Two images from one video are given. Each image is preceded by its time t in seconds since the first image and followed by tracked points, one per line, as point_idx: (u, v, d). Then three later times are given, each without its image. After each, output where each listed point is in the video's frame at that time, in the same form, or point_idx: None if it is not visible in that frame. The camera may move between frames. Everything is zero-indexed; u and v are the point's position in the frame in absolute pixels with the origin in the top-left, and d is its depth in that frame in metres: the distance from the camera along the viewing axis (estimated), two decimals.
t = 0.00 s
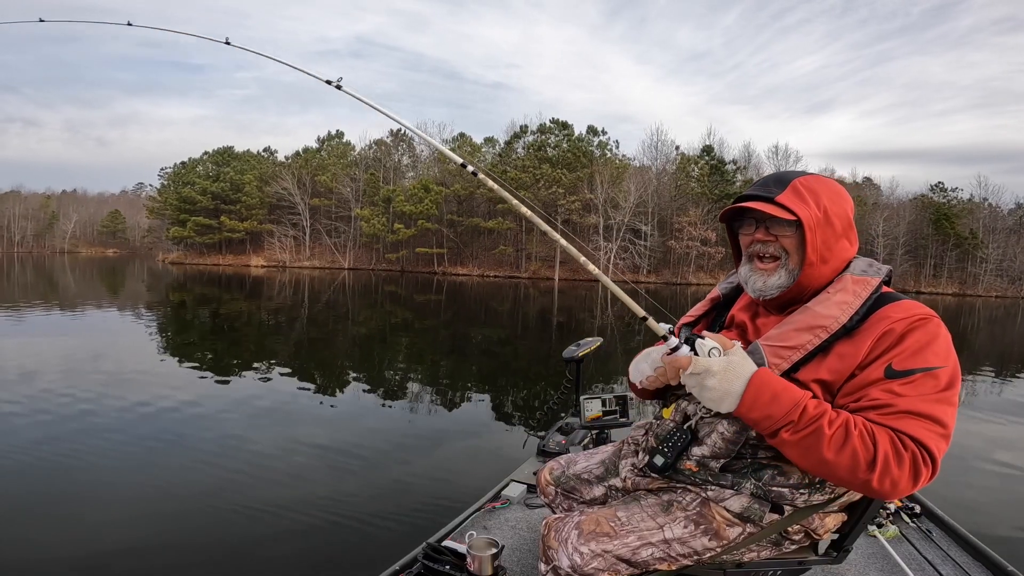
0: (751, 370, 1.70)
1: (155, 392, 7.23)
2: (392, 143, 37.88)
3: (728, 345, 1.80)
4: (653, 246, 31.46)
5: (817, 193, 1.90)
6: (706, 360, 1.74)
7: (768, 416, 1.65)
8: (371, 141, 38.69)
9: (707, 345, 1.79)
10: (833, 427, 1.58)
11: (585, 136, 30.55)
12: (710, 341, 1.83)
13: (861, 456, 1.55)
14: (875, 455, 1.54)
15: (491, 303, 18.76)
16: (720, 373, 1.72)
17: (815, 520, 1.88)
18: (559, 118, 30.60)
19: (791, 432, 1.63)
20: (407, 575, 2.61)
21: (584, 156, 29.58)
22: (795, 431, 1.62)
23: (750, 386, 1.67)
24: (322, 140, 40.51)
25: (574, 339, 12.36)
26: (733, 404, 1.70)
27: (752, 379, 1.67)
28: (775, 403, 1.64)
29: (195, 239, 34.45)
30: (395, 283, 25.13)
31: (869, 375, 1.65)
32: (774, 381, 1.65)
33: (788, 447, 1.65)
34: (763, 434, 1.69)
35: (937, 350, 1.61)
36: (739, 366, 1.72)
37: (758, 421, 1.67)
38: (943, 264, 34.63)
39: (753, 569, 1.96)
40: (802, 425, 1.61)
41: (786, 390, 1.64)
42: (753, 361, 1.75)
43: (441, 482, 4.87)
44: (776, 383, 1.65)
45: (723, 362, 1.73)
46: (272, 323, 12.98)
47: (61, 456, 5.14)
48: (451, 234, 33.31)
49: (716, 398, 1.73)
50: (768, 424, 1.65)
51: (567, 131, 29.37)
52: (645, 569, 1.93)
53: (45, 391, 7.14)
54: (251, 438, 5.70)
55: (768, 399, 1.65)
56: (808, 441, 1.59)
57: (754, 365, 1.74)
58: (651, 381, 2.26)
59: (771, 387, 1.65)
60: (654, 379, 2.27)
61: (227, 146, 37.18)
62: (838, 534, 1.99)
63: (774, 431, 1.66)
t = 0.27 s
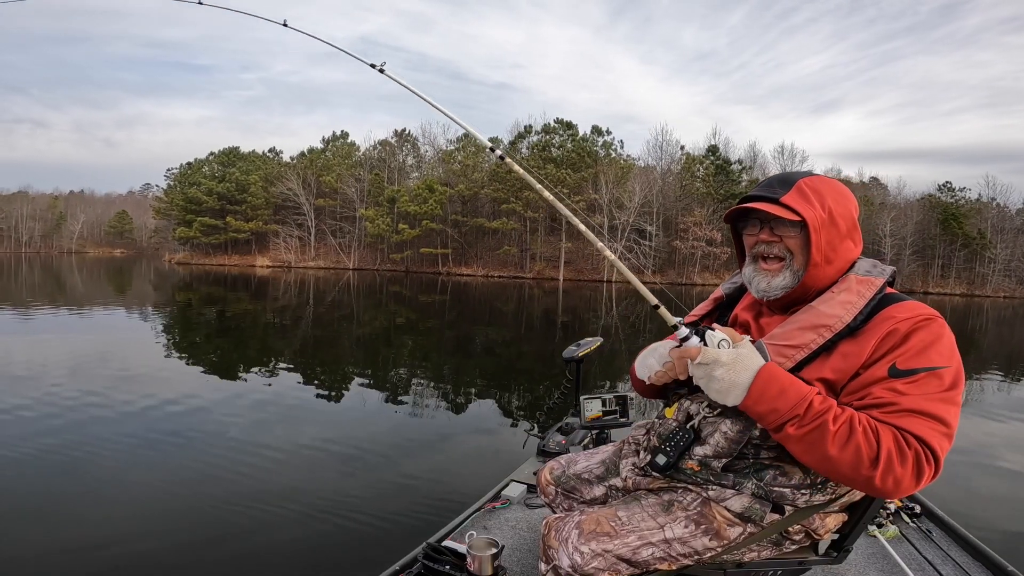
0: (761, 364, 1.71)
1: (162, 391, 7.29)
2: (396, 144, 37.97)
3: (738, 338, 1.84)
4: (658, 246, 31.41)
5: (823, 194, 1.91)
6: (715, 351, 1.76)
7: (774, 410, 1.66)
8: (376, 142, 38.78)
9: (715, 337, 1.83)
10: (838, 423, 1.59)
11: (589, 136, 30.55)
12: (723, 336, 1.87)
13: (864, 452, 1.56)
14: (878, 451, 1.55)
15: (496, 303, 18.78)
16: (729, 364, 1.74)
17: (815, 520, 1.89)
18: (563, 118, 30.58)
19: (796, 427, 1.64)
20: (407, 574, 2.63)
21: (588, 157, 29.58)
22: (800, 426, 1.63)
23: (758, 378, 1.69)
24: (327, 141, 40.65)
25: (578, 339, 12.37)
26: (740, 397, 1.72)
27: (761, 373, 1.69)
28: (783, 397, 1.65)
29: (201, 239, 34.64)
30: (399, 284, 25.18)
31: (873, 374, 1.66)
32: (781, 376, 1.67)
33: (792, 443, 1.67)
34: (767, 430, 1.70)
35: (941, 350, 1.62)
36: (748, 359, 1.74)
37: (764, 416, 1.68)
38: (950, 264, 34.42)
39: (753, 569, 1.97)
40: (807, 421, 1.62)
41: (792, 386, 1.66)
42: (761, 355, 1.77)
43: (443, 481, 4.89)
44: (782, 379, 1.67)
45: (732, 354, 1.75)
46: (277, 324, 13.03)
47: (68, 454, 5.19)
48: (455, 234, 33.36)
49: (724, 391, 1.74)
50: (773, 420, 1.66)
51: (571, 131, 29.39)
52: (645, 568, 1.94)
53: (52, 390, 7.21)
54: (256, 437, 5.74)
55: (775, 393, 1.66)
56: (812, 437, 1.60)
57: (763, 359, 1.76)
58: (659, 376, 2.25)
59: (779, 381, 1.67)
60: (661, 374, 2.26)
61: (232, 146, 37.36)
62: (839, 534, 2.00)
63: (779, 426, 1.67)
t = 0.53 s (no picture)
0: (761, 359, 1.72)
1: (168, 391, 7.34)
2: (401, 144, 38.05)
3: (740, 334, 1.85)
4: (663, 246, 31.33)
5: (820, 195, 1.91)
6: (715, 346, 1.77)
7: (775, 406, 1.66)
8: (380, 142, 38.87)
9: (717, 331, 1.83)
10: (835, 422, 1.60)
11: (594, 136, 30.51)
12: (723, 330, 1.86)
13: (861, 450, 1.57)
14: (875, 450, 1.56)
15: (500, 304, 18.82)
16: (729, 359, 1.73)
17: (815, 520, 1.90)
18: (568, 118, 30.54)
19: (795, 424, 1.64)
20: (407, 575, 2.65)
21: (593, 157, 29.56)
22: (800, 422, 1.64)
23: (759, 373, 1.69)
24: (332, 142, 40.79)
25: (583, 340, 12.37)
26: (740, 394, 1.72)
27: (761, 369, 1.69)
28: (781, 394, 1.66)
29: (207, 240, 34.84)
30: (404, 284, 25.23)
31: (870, 374, 1.67)
32: (779, 373, 1.68)
33: (791, 442, 1.67)
34: (764, 426, 1.71)
35: (939, 350, 1.63)
36: (748, 356, 1.73)
37: (763, 413, 1.69)
38: (958, 264, 34.20)
39: (753, 569, 1.98)
40: (805, 418, 1.63)
41: (790, 384, 1.66)
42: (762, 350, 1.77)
43: (445, 480, 4.92)
44: (780, 377, 1.67)
45: (733, 350, 1.75)
46: (283, 324, 13.10)
47: (74, 454, 5.23)
48: (460, 235, 33.44)
49: (723, 389, 1.74)
50: (769, 419, 1.67)
51: (575, 131, 29.38)
52: (645, 568, 1.96)
53: (60, 390, 7.29)
54: (260, 437, 5.78)
55: (774, 390, 1.67)
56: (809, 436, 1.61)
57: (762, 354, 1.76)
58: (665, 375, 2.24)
59: (779, 378, 1.67)
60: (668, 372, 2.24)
61: (237, 147, 37.56)
62: (839, 534, 2.01)
63: (778, 423, 1.67)
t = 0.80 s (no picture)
0: (739, 378, 1.73)
1: (173, 390, 7.40)
2: (406, 144, 38.14)
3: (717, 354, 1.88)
4: (668, 246, 31.25)
5: (817, 196, 1.93)
6: (690, 369, 1.79)
7: (758, 421, 1.69)
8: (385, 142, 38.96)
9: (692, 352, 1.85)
10: (825, 431, 1.61)
11: (598, 136, 30.47)
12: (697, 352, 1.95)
13: (854, 458, 1.58)
14: (868, 457, 1.57)
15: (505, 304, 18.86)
16: (703, 382, 1.76)
17: (814, 521, 1.91)
18: (572, 118, 30.49)
19: (782, 436, 1.66)
20: (407, 574, 2.67)
21: (598, 157, 29.53)
22: (786, 436, 1.65)
23: (737, 393, 1.71)
24: (337, 142, 40.95)
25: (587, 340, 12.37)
26: (722, 412, 1.74)
27: (739, 388, 1.71)
28: (766, 407, 1.67)
29: (213, 240, 35.03)
30: (408, 284, 25.29)
31: (866, 378, 1.68)
32: (763, 387, 1.69)
33: (780, 451, 1.68)
34: (753, 439, 1.72)
35: (935, 353, 1.63)
36: (724, 374, 1.76)
37: (748, 427, 1.71)
38: (966, 264, 33.99)
39: (753, 569, 1.99)
40: (793, 428, 1.65)
41: (775, 397, 1.68)
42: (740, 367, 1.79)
43: (447, 479, 4.95)
44: (765, 390, 1.69)
45: (708, 371, 1.78)
46: (288, 324, 13.16)
47: (80, 452, 5.28)
48: (464, 235, 33.51)
49: (703, 406, 1.76)
50: (758, 431, 1.68)
51: (580, 131, 29.37)
52: (644, 567, 1.97)
53: (68, 388, 7.36)
54: (264, 436, 5.81)
55: (758, 405, 1.68)
56: (799, 446, 1.63)
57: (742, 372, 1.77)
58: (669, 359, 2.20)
59: (762, 392, 1.69)
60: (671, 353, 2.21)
61: (243, 147, 37.77)
62: (839, 535, 2.03)
63: (765, 435, 1.69)
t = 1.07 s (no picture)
0: (716, 406, 1.75)
1: (178, 389, 7.45)
2: (410, 144, 38.21)
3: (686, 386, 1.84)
4: (673, 246, 31.18)
5: (815, 194, 1.94)
6: (665, 409, 1.78)
7: (742, 448, 1.70)
8: (390, 142, 39.03)
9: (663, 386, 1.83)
10: (813, 448, 1.62)
11: (603, 136, 30.41)
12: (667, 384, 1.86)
13: (847, 470, 1.58)
14: (861, 468, 1.57)
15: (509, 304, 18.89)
16: (679, 422, 1.77)
17: (813, 522, 1.92)
18: (577, 118, 30.38)
19: (768, 459, 1.68)
20: (407, 574, 2.68)
21: (603, 156, 29.48)
22: (771, 459, 1.67)
23: (717, 422, 1.72)
24: (343, 141, 41.08)
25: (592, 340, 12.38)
26: (705, 442, 1.75)
27: (717, 418, 1.72)
28: (748, 435, 1.69)
29: (219, 239, 35.18)
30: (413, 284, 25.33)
31: (863, 381, 1.68)
32: (743, 414, 1.71)
33: (769, 470, 1.69)
34: (742, 462, 1.73)
35: (933, 356, 1.63)
36: (699, 405, 1.77)
37: (732, 452, 1.72)
38: (974, 265, 33.81)
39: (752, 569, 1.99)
40: (778, 451, 1.66)
41: (759, 420, 1.70)
42: (717, 396, 1.80)
43: (450, 479, 4.96)
44: (747, 414, 1.71)
45: (683, 405, 1.78)
46: (293, 323, 13.21)
47: (85, 450, 5.32)
48: (469, 235, 33.56)
49: (683, 437, 1.78)
50: (746, 452, 1.68)
51: (585, 131, 29.32)
52: (640, 565, 1.97)
53: (75, 387, 7.42)
54: (268, 435, 5.84)
55: (738, 435, 1.70)
56: (789, 465, 1.63)
57: (719, 401, 1.79)
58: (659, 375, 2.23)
59: (739, 422, 1.70)
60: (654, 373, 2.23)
61: (249, 146, 37.94)
62: (839, 536, 2.03)
63: (753, 459, 1.70)
